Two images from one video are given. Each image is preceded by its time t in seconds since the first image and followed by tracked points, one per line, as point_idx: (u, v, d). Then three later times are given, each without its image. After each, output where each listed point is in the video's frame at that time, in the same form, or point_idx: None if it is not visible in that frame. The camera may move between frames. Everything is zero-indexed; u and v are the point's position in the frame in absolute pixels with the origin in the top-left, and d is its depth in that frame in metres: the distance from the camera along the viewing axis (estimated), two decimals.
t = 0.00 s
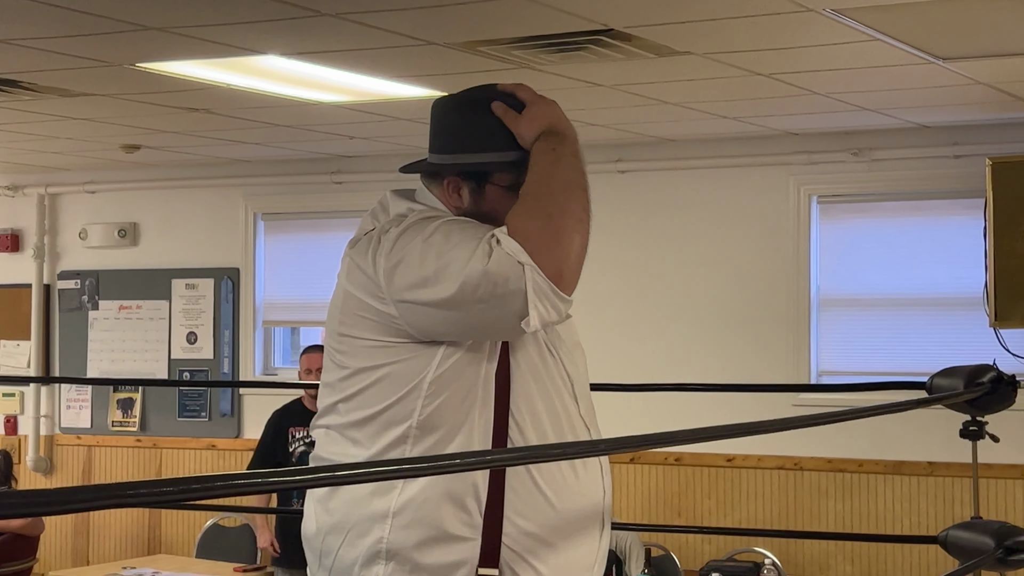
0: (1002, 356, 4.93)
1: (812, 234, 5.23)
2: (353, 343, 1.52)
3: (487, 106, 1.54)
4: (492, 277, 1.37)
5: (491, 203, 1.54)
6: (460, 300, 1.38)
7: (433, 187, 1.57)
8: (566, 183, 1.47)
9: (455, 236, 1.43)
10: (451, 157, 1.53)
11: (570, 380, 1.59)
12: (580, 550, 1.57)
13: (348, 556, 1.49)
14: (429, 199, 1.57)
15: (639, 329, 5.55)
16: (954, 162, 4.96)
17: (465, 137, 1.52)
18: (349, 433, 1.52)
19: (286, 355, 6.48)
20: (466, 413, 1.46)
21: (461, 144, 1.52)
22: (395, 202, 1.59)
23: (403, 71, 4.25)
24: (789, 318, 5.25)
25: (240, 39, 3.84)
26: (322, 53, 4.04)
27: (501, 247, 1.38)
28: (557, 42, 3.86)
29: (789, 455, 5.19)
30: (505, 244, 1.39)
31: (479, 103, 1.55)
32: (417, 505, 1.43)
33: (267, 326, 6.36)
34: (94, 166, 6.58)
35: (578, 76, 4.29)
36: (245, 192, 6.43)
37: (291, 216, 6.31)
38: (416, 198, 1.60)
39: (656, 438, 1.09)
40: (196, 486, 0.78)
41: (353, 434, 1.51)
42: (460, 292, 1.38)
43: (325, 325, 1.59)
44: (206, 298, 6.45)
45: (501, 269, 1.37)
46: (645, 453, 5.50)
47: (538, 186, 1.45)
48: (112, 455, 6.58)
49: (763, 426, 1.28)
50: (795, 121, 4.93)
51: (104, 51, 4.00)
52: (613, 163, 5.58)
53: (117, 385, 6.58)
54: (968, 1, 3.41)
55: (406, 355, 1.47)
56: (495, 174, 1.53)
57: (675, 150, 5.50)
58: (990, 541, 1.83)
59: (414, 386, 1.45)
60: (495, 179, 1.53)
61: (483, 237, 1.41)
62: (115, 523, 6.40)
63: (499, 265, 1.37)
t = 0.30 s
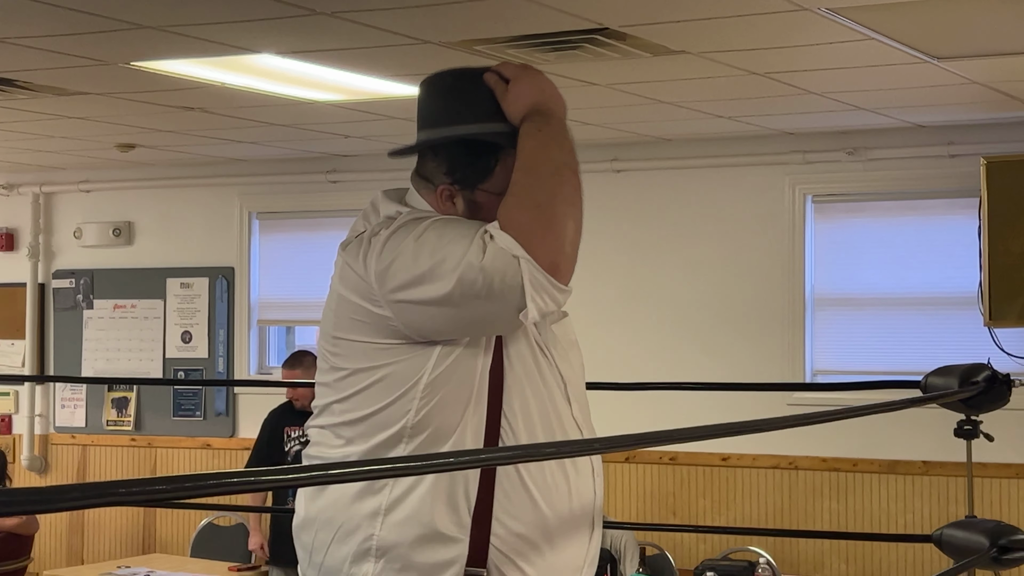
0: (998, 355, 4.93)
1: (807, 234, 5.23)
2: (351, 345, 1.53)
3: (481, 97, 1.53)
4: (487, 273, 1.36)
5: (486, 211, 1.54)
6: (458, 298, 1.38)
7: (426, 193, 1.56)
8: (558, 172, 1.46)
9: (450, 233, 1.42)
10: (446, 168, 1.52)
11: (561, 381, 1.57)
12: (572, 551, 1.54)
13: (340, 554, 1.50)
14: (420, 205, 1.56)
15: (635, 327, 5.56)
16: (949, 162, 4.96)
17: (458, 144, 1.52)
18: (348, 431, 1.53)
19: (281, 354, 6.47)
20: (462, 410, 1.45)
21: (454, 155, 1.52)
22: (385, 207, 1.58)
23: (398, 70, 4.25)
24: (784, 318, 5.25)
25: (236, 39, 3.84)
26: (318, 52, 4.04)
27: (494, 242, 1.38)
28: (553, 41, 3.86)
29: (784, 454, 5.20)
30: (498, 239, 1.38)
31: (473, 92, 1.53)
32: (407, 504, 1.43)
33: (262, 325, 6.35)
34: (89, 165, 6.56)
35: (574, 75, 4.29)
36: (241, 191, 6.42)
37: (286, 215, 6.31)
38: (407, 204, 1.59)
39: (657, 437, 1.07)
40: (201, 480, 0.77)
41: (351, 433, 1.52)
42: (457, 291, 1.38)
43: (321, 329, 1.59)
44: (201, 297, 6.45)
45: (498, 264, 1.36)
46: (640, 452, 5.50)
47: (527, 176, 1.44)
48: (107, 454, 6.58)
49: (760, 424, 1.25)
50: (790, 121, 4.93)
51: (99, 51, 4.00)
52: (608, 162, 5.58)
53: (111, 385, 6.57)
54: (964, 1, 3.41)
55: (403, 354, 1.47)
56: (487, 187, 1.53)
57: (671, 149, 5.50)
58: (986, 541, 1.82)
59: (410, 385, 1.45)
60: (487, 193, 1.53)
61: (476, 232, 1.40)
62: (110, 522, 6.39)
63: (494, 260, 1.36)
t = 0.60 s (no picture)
0: (992, 355, 4.94)
1: (801, 234, 5.23)
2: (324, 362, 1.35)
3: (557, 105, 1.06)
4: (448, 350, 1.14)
5: (494, 262, 1.29)
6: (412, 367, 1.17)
7: (432, 219, 1.31)
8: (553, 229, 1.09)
9: (431, 279, 1.18)
10: (459, 201, 1.27)
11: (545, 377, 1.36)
12: (550, 566, 1.38)
13: (302, 553, 1.34)
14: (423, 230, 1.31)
15: (631, 327, 5.55)
16: (944, 161, 4.96)
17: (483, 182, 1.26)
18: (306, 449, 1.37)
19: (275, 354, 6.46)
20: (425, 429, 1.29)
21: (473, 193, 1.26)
22: (389, 214, 1.38)
23: (393, 69, 4.24)
24: (779, 317, 5.25)
25: (231, 38, 3.84)
26: (312, 51, 4.03)
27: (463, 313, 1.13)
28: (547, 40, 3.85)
29: (779, 454, 5.19)
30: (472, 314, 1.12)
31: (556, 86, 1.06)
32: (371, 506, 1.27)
33: (257, 325, 6.35)
34: (83, 165, 6.56)
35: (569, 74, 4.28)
36: (235, 191, 6.42)
37: (280, 216, 6.31)
38: (412, 215, 1.35)
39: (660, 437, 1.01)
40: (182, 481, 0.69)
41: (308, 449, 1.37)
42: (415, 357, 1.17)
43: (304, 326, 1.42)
44: (195, 297, 6.44)
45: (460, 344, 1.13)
46: (635, 452, 5.49)
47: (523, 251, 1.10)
48: (101, 454, 6.57)
49: (758, 422, 1.19)
50: (785, 120, 4.93)
51: (94, 50, 4.00)
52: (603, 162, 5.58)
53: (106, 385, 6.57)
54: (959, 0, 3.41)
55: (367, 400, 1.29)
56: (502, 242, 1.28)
57: (666, 149, 5.49)
58: (982, 540, 1.82)
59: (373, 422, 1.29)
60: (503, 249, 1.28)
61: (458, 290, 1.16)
62: (105, 523, 6.39)
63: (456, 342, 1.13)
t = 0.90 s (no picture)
0: (988, 355, 4.94)
1: (798, 234, 5.23)
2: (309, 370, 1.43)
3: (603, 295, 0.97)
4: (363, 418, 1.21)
5: (497, 302, 1.37)
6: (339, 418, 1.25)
7: (451, 253, 1.39)
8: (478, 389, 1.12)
9: (384, 338, 1.24)
10: (476, 242, 1.33)
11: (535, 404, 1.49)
12: None
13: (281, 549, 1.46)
14: (439, 260, 1.40)
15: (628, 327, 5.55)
16: (940, 161, 4.96)
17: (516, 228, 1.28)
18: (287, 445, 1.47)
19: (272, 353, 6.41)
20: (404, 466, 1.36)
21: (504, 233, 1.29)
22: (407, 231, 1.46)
23: (387, 70, 4.24)
24: (775, 317, 5.25)
25: (226, 38, 3.84)
26: (308, 52, 4.03)
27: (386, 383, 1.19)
28: (543, 40, 3.85)
29: (774, 454, 5.20)
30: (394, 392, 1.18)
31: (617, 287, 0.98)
32: (348, 520, 1.37)
33: (253, 325, 6.35)
34: (80, 165, 6.55)
35: (564, 75, 4.29)
36: (232, 191, 6.41)
37: (277, 216, 6.30)
38: (434, 238, 1.43)
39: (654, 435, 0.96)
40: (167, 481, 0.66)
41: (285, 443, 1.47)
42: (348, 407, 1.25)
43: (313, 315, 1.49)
44: (192, 297, 6.44)
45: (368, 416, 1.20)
46: (631, 452, 5.49)
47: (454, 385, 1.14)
48: (97, 455, 6.56)
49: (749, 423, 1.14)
50: (781, 121, 4.93)
51: (89, 50, 4.00)
52: (599, 162, 5.57)
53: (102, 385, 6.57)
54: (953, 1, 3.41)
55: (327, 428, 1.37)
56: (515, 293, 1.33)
57: (663, 149, 5.50)
58: (977, 542, 1.81)
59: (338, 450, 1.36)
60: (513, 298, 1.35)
61: (400, 361, 1.20)
62: (101, 523, 6.39)
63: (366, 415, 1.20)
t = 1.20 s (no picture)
0: (984, 355, 4.94)
1: (795, 234, 5.23)
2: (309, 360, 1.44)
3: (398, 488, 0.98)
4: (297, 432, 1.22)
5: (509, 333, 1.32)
6: (285, 423, 1.26)
7: (467, 275, 1.38)
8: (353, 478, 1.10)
9: (348, 360, 1.23)
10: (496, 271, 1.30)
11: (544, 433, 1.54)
12: None
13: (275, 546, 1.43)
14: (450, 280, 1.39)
15: (625, 327, 5.55)
16: (936, 162, 4.96)
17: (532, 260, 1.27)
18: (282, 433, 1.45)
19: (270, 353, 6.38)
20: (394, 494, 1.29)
21: (523, 260, 1.27)
22: (419, 247, 1.47)
23: (384, 70, 4.25)
24: (772, 317, 5.25)
25: (222, 38, 3.84)
26: (305, 52, 4.03)
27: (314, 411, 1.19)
28: (540, 40, 3.85)
29: (772, 454, 5.20)
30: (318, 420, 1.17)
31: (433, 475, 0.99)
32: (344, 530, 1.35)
33: (250, 325, 6.34)
34: (77, 166, 6.56)
35: (561, 75, 4.29)
36: (229, 192, 6.42)
37: (274, 216, 6.31)
38: (446, 256, 1.42)
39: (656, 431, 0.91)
40: (160, 481, 0.60)
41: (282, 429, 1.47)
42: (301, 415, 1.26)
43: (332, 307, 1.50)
44: (189, 297, 6.44)
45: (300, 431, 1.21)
46: (628, 452, 5.49)
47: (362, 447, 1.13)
48: (94, 455, 6.57)
49: (751, 420, 1.09)
50: (778, 121, 4.93)
51: (86, 50, 3.99)
52: (596, 162, 5.57)
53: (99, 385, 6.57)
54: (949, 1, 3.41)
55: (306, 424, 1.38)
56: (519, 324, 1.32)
57: (660, 149, 5.50)
58: (972, 541, 1.82)
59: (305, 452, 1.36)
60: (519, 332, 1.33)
61: (343, 388, 1.19)
62: (98, 523, 6.39)
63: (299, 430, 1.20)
